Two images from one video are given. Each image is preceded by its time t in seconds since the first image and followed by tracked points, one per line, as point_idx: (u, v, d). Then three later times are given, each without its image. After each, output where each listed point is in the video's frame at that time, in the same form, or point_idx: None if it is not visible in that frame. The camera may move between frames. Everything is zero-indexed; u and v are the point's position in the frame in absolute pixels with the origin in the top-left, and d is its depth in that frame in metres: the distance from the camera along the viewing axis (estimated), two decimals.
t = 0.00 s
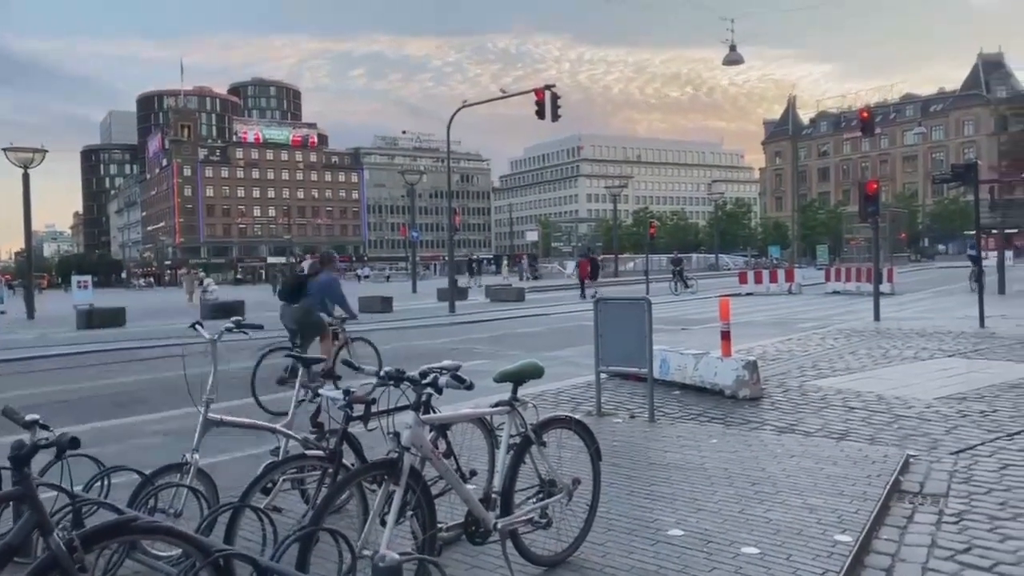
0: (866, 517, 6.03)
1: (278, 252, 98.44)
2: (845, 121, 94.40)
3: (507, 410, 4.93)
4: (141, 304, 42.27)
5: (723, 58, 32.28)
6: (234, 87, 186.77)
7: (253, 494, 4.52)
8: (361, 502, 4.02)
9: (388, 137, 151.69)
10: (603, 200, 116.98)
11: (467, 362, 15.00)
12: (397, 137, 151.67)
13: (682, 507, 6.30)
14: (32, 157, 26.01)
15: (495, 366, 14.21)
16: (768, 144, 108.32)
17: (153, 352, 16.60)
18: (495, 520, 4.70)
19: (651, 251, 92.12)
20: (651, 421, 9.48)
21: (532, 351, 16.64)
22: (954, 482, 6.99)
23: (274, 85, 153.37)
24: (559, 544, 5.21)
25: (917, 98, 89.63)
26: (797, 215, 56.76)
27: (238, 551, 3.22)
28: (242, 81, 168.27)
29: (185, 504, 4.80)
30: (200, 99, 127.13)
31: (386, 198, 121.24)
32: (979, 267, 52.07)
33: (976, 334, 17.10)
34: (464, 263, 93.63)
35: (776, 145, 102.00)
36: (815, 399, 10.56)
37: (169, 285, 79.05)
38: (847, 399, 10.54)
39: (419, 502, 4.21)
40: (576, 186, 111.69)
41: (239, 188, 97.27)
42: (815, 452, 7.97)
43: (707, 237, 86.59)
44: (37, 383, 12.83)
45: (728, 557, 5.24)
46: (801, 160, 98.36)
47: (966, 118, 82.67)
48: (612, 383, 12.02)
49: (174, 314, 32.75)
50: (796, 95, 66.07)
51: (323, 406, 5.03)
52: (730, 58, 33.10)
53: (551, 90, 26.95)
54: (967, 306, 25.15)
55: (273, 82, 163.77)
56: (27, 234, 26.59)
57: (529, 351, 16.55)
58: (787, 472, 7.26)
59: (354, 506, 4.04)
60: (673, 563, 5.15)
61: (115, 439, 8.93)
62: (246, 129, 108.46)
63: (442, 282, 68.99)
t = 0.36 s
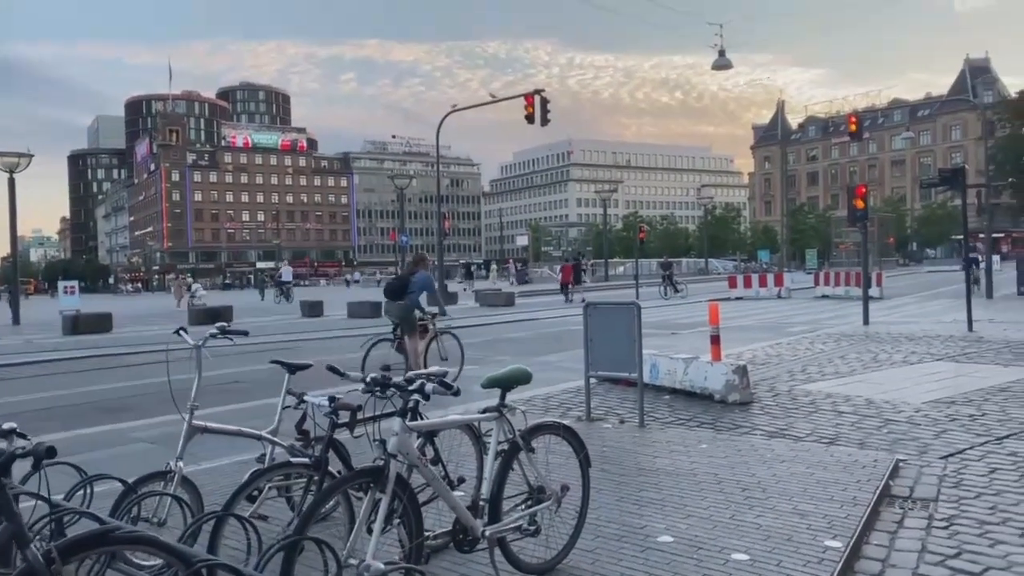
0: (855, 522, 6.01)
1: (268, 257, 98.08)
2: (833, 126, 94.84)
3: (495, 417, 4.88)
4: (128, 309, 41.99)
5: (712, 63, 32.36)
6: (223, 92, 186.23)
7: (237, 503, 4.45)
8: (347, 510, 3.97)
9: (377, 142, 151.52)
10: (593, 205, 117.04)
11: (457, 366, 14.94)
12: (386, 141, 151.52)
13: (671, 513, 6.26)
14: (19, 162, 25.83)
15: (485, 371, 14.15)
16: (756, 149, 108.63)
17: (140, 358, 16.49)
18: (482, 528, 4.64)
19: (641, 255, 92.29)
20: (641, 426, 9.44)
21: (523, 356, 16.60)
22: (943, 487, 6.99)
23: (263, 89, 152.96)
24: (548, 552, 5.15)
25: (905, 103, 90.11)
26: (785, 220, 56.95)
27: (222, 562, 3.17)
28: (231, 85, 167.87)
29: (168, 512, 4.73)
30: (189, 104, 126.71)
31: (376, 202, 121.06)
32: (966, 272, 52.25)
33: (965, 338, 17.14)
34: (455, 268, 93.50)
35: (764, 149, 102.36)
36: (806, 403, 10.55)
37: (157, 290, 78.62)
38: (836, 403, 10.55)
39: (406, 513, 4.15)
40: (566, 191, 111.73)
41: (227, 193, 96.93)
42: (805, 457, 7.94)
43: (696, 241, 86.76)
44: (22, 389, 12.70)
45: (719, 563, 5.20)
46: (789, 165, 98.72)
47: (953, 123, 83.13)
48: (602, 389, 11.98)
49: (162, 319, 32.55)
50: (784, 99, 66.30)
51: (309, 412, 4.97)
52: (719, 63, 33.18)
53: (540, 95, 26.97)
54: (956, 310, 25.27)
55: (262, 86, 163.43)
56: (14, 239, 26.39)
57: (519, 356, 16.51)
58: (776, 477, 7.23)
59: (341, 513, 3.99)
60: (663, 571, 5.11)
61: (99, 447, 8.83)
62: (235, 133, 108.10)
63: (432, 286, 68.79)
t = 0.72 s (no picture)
0: (843, 529, 5.99)
1: (256, 264, 97.70)
2: (820, 133, 95.40)
3: (481, 425, 4.82)
4: (115, 317, 41.69)
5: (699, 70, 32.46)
6: (211, 98, 185.49)
7: (219, 511, 4.40)
8: (331, 520, 3.91)
9: (366, 149, 151.41)
10: (583, 211, 117.38)
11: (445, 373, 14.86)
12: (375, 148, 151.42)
13: (657, 521, 6.23)
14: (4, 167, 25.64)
15: (473, 378, 14.08)
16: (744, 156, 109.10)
17: (126, 366, 16.34)
18: (467, 539, 4.59)
19: (630, 262, 92.46)
20: (629, 434, 9.38)
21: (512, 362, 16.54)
22: (931, 493, 6.97)
23: (252, 96, 152.69)
24: (534, 563, 5.11)
25: (891, 111, 90.86)
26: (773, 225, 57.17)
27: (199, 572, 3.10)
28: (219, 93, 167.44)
29: (149, 525, 4.64)
30: (177, 111, 126.23)
31: (366, 210, 120.86)
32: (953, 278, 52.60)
33: (953, 343, 17.20)
34: (444, 275, 93.40)
35: (753, 156, 102.73)
36: (794, 410, 10.53)
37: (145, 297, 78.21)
38: (825, 409, 10.53)
39: (391, 524, 4.10)
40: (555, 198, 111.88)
41: (216, 200, 96.56)
42: (793, 464, 7.93)
43: (685, 247, 86.99)
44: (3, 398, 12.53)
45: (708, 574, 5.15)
46: (777, 172, 99.15)
47: (939, 130, 83.90)
48: (590, 396, 11.95)
49: (149, 326, 32.32)
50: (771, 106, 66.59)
51: (293, 421, 4.92)
52: (706, 70, 33.28)
53: (529, 102, 26.99)
54: (943, 316, 25.39)
55: (250, 93, 163.02)
56: None
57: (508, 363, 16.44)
58: (764, 485, 7.20)
59: (323, 525, 3.91)
60: None
61: (83, 456, 8.72)
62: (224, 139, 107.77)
63: (422, 293, 68.69)
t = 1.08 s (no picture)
0: (833, 540, 5.94)
1: (245, 271, 97.31)
2: (810, 140, 95.78)
3: (465, 437, 4.76)
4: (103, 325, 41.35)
5: (689, 78, 32.56)
6: (201, 105, 184.98)
7: (200, 524, 4.30)
8: (313, 534, 3.84)
9: (357, 156, 151.28)
10: (573, 217, 117.64)
11: (432, 381, 14.75)
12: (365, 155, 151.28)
13: (646, 532, 6.17)
14: None
15: (462, 386, 13.97)
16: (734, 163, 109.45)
17: (111, 374, 16.16)
18: (452, 552, 4.53)
19: (620, 268, 92.49)
20: (618, 443, 9.34)
21: (503, 369, 16.48)
22: (921, 503, 6.94)
23: (242, 103, 152.40)
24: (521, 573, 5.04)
25: (878, 118, 91.46)
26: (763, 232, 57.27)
27: None
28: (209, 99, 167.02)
29: (127, 539, 4.56)
30: (166, 117, 125.84)
31: (356, 216, 120.61)
32: (940, 285, 52.85)
33: (942, 350, 17.22)
34: (434, 283, 93.27)
35: (742, 163, 102.97)
36: (784, 418, 10.49)
37: (133, 304, 77.78)
38: (815, 417, 10.50)
39: (374, 539, 4.02)
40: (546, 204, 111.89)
41: (206, 207, 96.16)
42: (781, 472, 7.89)
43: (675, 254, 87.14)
44: None
45: None
46: (766, 179, 99.43)
47: (927, 137, 84.47)
48: (580, 404, 11.89)
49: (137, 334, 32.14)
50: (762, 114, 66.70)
51: (274, 434, 4.83)
52: (696, 77, 33.35)
53: (519, 109, 27.00)
54: (932, 322, 25.46)
55: (241, 100, 162.65)
56: None
57: (497, 370, 16.37)
58: (754, 494, 7.15)
59: (306, 539, 3.84)
60: None
61: (65, 466, 8.56)
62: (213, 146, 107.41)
63: (412, 300, 68.53)
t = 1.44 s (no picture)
0: (818, 551, 5.90)
1: (233, 279, 96.91)
2: (796, 148, 96.37)
3: (445, 447, 4.70)
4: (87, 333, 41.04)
5: (675, 86, 32.70)
6: (189, 112, 184.41)
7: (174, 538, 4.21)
8: (288, 548, 3.76)
9: (345, 163, 151.12)
10: (561, 225, 117.69)
11: (417, 390, 14.66)
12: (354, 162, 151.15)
13: (631, 544, 6.11)
14: None
15: (447, 395, 13.89)
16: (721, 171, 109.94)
17: (91, 384, 15.98)
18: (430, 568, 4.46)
19: (608, 276, 92.61)
20: (603, 452, 9.28)
21: (489, 378, 16.41)
22: (906, 512, 6.90)
23: (229, 110, 151.85)
24: None
25: (864, 127, 92.04)
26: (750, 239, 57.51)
27: None
28: (197, 107, 166.56)
29: (100, 553, 4.46)
30: (153, 124, 125.38)
31: (344, 224, 120.35)
32: (928, 292, 53.05)
33: (927, 358, 17.27)
34: (421, 291, 93.19)
35: (729, 171, 103.44)
36: (768, 427, 10.47)
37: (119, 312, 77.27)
38: (799, 426, 10.49)
39: (351, 553, 3.93)
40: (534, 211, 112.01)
41: (193, 215, 95.76)
42: (766, 482, 7.85)
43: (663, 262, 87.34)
44: None
45: None
46: (753, 187, 99.91)
47: (912, 146, 85.20)
48: (566, 413, 11.83)
49: (122, 342, 31.89)
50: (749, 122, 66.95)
51: (250, 445, 4.75)
52: (682, 86, 33.48)
53: (506, 116, 27.01)
54: (918, 330, 25.54)
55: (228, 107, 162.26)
56: None
57: (483, 379, 16.30)
58: (739, 504, 7.11)
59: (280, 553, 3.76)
60: None
61: (40, 479, 8.42)
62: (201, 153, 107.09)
63: (399, 307, 68.37)
